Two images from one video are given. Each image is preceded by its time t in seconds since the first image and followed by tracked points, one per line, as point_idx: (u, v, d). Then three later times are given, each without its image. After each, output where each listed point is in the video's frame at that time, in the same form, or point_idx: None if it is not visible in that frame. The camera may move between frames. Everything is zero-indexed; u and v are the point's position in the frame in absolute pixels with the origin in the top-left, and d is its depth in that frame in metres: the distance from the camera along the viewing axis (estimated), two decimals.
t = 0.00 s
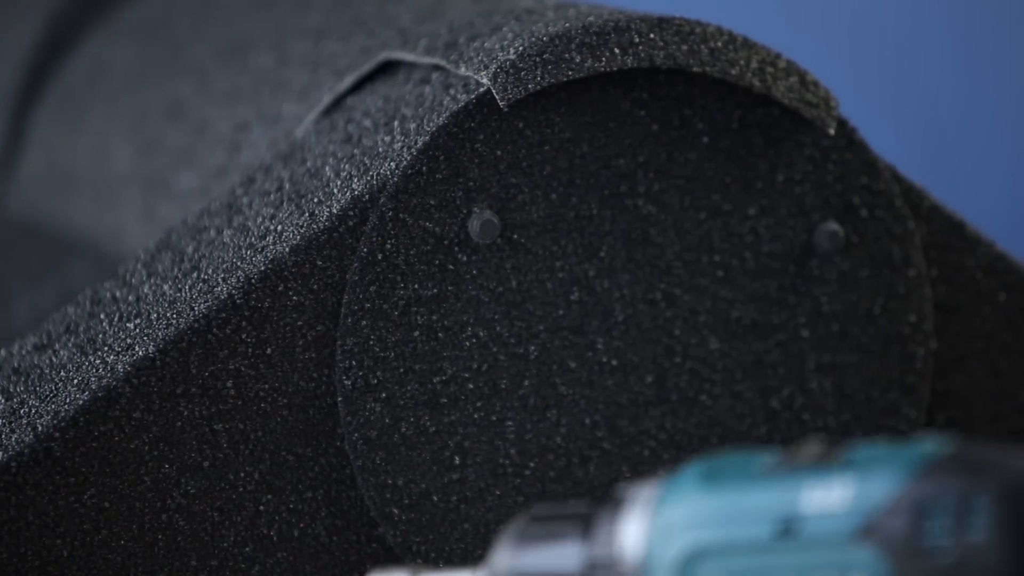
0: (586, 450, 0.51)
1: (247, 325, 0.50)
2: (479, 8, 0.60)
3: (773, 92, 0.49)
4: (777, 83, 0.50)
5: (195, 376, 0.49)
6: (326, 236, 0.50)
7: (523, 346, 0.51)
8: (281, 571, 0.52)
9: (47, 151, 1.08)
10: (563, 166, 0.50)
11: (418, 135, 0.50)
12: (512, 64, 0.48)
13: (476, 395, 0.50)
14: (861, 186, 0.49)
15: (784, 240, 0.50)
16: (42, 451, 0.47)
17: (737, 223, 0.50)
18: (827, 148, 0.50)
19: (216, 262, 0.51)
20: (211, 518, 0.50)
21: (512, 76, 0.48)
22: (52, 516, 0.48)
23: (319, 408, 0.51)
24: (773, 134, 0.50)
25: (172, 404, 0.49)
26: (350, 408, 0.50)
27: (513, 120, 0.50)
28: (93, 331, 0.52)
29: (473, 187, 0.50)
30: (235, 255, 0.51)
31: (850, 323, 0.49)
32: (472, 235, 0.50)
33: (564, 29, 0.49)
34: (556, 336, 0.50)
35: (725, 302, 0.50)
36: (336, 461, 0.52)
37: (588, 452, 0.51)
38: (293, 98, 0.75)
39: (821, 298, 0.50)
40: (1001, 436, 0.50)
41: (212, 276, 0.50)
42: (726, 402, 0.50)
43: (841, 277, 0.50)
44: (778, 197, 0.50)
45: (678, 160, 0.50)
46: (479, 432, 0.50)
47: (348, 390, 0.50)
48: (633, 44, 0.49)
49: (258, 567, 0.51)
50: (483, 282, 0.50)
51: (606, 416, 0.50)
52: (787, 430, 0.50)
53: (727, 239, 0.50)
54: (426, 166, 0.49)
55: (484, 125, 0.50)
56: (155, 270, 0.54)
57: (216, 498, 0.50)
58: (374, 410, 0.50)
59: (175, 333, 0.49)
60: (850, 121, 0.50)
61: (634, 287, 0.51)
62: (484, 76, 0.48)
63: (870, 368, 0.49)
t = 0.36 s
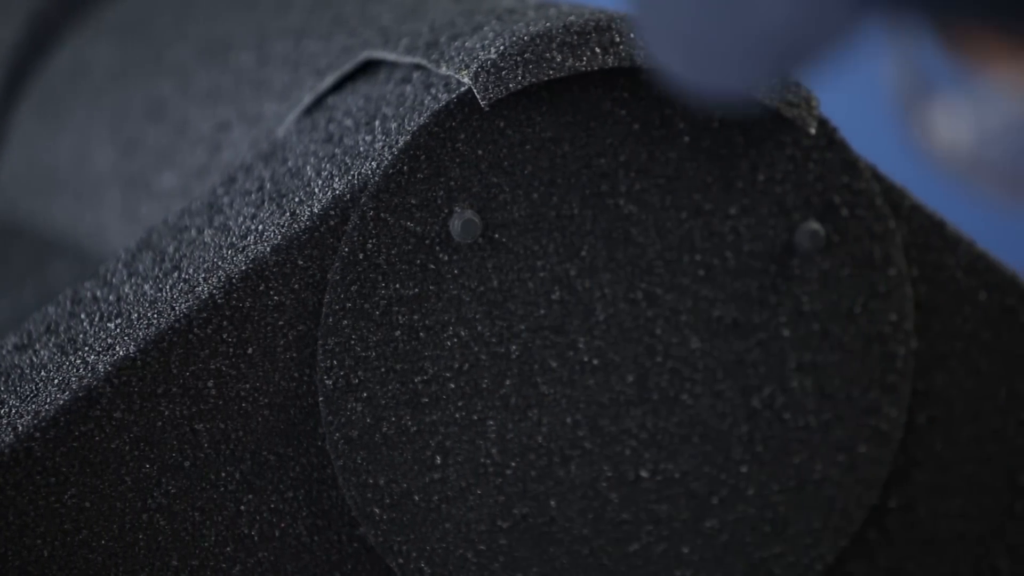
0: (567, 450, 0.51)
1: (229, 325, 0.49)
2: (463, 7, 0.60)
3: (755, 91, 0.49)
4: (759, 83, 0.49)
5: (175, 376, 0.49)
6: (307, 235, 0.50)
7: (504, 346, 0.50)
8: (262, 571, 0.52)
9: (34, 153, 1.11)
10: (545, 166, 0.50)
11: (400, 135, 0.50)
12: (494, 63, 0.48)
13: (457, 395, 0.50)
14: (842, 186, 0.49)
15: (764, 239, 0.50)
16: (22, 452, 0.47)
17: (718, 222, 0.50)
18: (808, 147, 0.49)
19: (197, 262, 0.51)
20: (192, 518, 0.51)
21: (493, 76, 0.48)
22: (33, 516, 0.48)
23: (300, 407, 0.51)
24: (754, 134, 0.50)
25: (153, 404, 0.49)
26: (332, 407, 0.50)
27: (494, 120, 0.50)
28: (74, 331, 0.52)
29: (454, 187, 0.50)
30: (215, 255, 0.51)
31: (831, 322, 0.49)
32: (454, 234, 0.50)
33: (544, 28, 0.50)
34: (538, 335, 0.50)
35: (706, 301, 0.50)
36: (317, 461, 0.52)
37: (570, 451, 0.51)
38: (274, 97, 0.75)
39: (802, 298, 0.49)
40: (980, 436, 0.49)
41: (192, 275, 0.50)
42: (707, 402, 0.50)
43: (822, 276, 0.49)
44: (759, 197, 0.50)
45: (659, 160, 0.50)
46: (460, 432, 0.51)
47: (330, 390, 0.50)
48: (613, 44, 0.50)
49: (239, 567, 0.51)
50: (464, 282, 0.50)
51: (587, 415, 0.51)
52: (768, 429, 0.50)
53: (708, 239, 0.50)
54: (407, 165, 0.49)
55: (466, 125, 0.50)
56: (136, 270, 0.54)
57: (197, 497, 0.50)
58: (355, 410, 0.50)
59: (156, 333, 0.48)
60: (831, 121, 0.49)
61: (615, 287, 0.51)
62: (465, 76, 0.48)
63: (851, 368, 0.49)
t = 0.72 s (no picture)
0: (547, 450, 0.51)
1: (208, 324, 0.49)
2: (446, 6, 0.60)
3: (734, 90, 0.49)
4: (737, 82, 0.49)
5: (155, 376, 0.49)
6: (286, 235, 0.50)
7: (484, 346, 0.51)
8: (241, 571, 0.52)
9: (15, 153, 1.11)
10: (524, 166, 0.51)
11: (380, 135, 0.50)
12: (473, 64, 0.49)
13: (437, 395, 0.51)
14: (820, 185, 0.48)
15: (744, 239, 0.49)
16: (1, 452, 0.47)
17: (698, 222, 0.50)
18: (787, 146, 0.49)
19: (176, 262, 0.51)
20: (171, 519, 0.51)
21: (473, 76, 0.48)
22: (11, 517, 0.48)
23: (279, 407, 0.51)
24: (733, 134, 0.50)
25: (132, 404, 0.49)
26: (311, 407, 0.50)
27: (474, 120, 0.50)
28: (53, 332, 0.53)
29: (434, 186, 0.50)
30: (194, 255, 0.51)
31: (810, 322, 0.49)
32: (433, 234, 0.50)
33: (524, 28, 0.50)
34: (517, 335, 0.51)
35: (685, 301, 0.50)
36: (297, 461, 0.51)
37: (549, 451, 0.51)
38: (253, 97, 0.75)
39: (781, 298, 0.49)
40: (958, 436, 0.49)
41: (172, 275, 0.51)
42: (686, 401, 0.50)
43: (801, 276, 0.49)
44: (739, 196, 0.50)
45: (639, 160, 0.50)
46: (440, 432, 0.51)
47: (309, 390, 0.50)
48: (593, 44, 0.49)
49: (218, 567, 0.51)
50: (444, 282, 0.51)
51: (567, 415, 0.51)
52: (748, 428, 0.49)
53: (687, 239, 0.50)
54: (386, 165, 0.50)
55: (445, 124, 0.50)
56: (115, 270, 0.54)
57: (176, 498, 0.50)
58: (335, 410, 0.50)
59: (135, 333, 0.48)
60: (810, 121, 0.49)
61: (594, 286, 0.51)
62: (445, 76, 0.49)
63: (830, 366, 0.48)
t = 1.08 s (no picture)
0: (524, 449, 0.51)
1: (185, 324, 0.49)
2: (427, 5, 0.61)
3: (711, 90, 0.48)
4: (715, 81, 0.48)
5: (131, 376, 0.49)
6: (264, 234, 0.50)
7: (461, 345, 0.51)
8: (218, 571, 0.52)
9: None
10: (501, 165, 0.51)
11: (358, 135, 0.51)
12: (450, 63, 0.49)
13: (414, 394, 0.51)
14: (797, 184, 0.48)
15: (721, 239, 0.49)
16: None
17: (674, 222, 0.49)
18: (764, 146, 0.48)
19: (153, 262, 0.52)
20: (148, 518, 0.51)
21: (450, 75, 0.49)
22: None
23: (256, 407, 0.51)
24: (711, 133, 0.49)
25: (109, 404, 0.49)
26: (288, 407, 0.50)
27: (451, 118, 0.50)
28: (29, 332, 0.53)
29: (411, 185, 0.50)
30: (171, 255, 0.51)
31: (787, 321, 0.48)
32: (409, 233, 0.50)
33: (501, 27, 0.50)
34: (494, 335, 0.51)
35: (662, 300, 0.50)
36: (273, 461, 0.52)
37: (526, 450, 0.51)
38: (231, 98, 0.80)
39: (758, 297, 0.49)
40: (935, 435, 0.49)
41: (149, 275, 0.51)
42: (663, 400, 0.50)
43: (778, 276, 0.48)
44: (716, 195, 0.49)
45: (616, 159, 0.50)
46: (417, 432, 0.51)
47: (286, 390, 0.50)
48: (570, 43, 0.49)
49: (195, 567, 0.51)
50: (421, 281, 0.51)
51: (544, 415, 0.51)
52: (724, 427, 0.49)
53: (664, 239, 0.50)
54: (364, 164, 0.50)
55: (422, 124, 0.50)
56: (92, 270, 0.55)
57: (153, 498, 0.50)
58: (312, 409, 0.50)
59: (112, 333, 0.48)
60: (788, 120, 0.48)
61: (572, 286, 0.51)
62: (422, 75, 0.49)
63: (808, 365, 0.48)
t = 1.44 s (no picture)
0: (487, 448, 0.51)
1: (147, 323, 0.50)
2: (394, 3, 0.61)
3: (673, 88, 0.48)
4: (678, 79, 0.48)
5: (93, 375, 0.49)
6: (226, 233, 0.50)
7: (424, 343, 0.51)
8: (180, 571, 0.52)
9: None
10: (464, 163, 0.50)
11: (321, 134, 0.51)
12: (413, 61, 0.49)
13: (377, 393, 0.51)
14: (760, 181, 0.47)
15: (684, 237, 0.49)
16: None
17: (638, 219, 0.49)
18: (727, 143, 0.48)
19: (115, 262, 0.52)
20: (109, 518, 0.51)
21: (413, 73, 0.49)
22: None
23: (219, 406, 0.51)
24: (674, 131, 0.49)
25: (70, 403, 0.49)
26: (251, 405, 0.50)
27: (414, 116, 0.50)
28: None
29: (374, 184, 0.50)
30: (133, 254, 0.51)
31: (750, 319, 0.48)
32: (372, 231, 0.50)
33: (464, 25, 0.50)
34: (457, 333, 0.51)
35: (626, 298, 0.50)
36: (236, 460, 0.51)
37: (489, 448, 0.51)
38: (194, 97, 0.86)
39: (721, 294, 0.48)
40: (897, 432, 0.49)
41: (110, 273, 0.51)
42: (627, 398, 0.50)
43: (740, 273, 0.48)
44: (679, 193, 0.49)
45: (579, 158, 0.50)
46: (380, 430, 0.51)
47: (249, 388, 0.50)
48: (533, 41, 0.49)
49: (157, 567, 0.51)
50: (384, 279, 0.50)
51: (507, 413, 0.51)
52: (687, 425, 0.49)
53: (628, 236, 0.49)
54: (327, 162, 0.50)
55: (385, 122, 0.50)
56: (53, 269, 0.56)
57: (114, 498, 0.50)
58: (274, 408, 0.50)
59: (73, 331, 0.49)
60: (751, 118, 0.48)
61: (535, 284, 0.50)
62: (385, 73, 0.49)
63: (770, 362, 0.48)
